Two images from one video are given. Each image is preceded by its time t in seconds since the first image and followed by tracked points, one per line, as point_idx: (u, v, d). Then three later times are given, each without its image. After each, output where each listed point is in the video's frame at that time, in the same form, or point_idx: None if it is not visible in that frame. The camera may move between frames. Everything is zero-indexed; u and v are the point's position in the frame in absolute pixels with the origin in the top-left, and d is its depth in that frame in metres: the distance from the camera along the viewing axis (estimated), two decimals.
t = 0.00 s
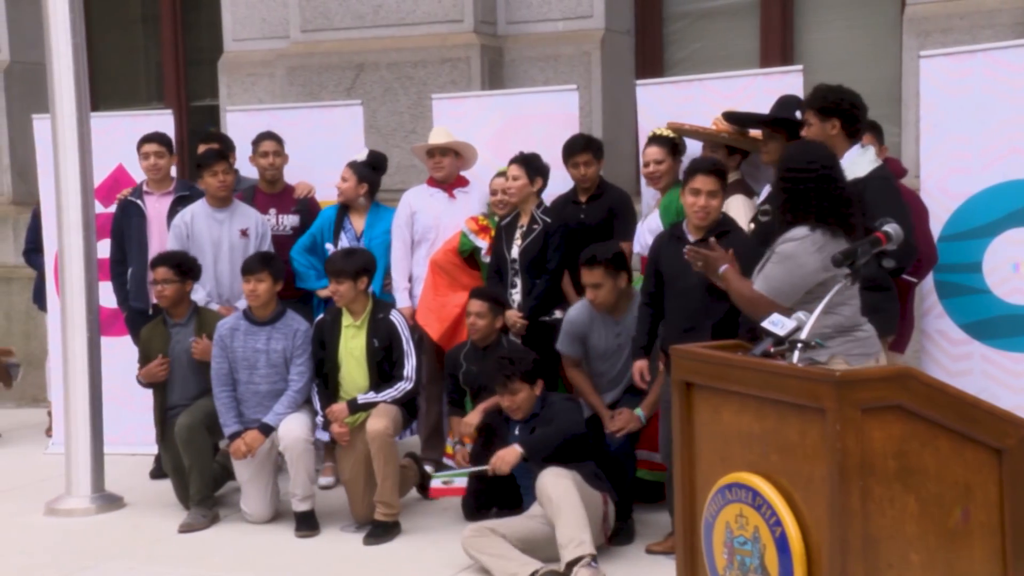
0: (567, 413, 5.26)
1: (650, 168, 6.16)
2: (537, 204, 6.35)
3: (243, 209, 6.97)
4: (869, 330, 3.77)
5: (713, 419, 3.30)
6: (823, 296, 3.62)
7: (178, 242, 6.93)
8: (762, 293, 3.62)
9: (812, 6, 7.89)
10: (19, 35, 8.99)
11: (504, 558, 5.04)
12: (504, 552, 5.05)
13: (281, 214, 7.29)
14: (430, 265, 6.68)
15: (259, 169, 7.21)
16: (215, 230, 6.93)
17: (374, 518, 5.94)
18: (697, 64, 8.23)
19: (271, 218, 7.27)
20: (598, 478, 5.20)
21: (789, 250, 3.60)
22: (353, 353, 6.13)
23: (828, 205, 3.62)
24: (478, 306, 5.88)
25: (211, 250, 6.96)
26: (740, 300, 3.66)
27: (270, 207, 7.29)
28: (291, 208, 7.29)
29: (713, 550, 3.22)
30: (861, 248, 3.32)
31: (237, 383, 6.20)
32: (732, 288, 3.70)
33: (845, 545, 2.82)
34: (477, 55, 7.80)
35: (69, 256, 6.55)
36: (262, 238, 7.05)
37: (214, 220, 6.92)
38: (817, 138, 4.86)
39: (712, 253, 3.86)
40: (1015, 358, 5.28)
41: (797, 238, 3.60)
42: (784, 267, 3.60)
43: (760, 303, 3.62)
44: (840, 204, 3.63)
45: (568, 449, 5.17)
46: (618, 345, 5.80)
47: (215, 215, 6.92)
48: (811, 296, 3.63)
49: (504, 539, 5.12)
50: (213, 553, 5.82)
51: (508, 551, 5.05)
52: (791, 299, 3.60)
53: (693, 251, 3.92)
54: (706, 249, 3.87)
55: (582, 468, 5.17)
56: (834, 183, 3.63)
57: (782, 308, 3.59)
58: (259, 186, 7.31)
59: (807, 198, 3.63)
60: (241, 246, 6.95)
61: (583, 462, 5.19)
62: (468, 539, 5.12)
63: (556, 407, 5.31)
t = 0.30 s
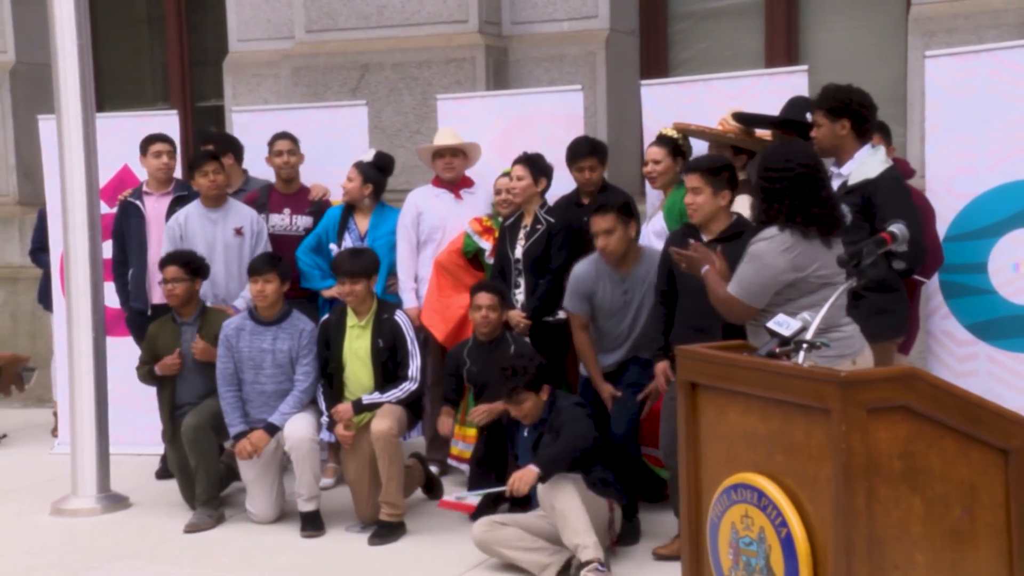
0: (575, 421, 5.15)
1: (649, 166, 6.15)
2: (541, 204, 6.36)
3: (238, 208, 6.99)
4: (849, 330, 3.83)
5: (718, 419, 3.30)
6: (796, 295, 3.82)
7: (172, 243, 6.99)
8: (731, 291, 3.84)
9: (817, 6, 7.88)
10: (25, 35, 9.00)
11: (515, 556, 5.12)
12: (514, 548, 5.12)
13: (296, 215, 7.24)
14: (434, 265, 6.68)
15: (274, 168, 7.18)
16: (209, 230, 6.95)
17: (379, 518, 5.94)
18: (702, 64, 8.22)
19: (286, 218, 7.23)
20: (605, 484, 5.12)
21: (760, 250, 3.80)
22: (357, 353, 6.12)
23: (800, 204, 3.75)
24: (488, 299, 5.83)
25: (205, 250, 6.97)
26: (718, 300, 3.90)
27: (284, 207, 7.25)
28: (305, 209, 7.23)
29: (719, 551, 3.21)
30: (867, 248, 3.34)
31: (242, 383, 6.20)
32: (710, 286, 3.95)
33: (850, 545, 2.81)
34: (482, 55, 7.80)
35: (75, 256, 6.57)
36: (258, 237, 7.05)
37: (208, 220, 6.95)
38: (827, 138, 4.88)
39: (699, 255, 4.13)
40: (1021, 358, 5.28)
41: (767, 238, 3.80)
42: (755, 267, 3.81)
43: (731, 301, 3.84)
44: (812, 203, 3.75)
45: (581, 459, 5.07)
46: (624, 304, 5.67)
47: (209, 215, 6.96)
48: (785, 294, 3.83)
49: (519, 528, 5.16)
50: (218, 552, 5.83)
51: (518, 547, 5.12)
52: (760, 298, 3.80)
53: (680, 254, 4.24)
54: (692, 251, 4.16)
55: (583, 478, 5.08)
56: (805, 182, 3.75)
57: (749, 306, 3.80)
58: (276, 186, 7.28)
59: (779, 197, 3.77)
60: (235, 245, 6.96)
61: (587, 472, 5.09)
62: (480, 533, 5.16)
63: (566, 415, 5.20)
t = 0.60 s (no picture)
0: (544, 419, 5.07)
1: (654, 165, 6.16)
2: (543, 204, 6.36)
3: (227, 207, 7.01)
4: (843, 334, 3.92)
5: (722, 419, 3.30)
6: (786, 296, 3.97)
7: (162, 249, 7.02)
8: (727, 287, 3.94)
9: (821, 6, 7.87)
10: (30, 36, 9.01)
11: (518, 568, 5.12)
12: (517, 557, 5.11)
13: (304, 214, 7.27)
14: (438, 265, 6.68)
15: (284, 167, 7.19)
16: (200, 232, 6.96)
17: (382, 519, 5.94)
18: (705, 65, 8.22)
19: (294, 217, 7.25)
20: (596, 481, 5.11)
21: (758, 246, 3.88)
22: (361, 354, 6.13)
23: (802, 202, 3.84)
24: (488, 284, 5.88)
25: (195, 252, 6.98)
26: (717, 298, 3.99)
27: (294, 206, 7.27)
28: (314, 208, 7.27)
29: (723, 551, 3.21)
30: (871, 248, 3.35)
31: (245, 384, 6.20)
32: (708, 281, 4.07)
33: (854, 545, 2.81)
34: (486, 56, 7.80)
35: (79, 257, 6.58)
36: (249, 234, 7.09)
37: (197, 222, 6.96)
38: (834, 139, 4.88)
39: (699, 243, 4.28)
40: None
41: (768, 235, 3.88)
42: (751, 264, 3.89)
43: (725, 298, 3.95)
44: (814, 203, 3.84)
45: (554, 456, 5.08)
46: (618, 267, 5.59)
47: (199, 216, 6.97)
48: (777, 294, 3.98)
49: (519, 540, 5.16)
50: (222, 552, 5.84)
51: (520, 556, 5.11)
52: (755, 296, 3.91)
53: (681, 239, 4.35)
54: (692, 239, 4.30)
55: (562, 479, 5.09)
56: (810, 181, 3.83)
57: (743, 303, 3.92)
58: (284, 187, 7.29)
59: (784, 194, 3.86)
60: (226, 245, 6.99)
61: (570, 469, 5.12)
62: (481, 547, 5.19)
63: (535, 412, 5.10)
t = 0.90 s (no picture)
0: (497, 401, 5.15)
1: (661, 169, 6.17)
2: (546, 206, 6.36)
3: (217, 208, 7.03)
4: (842, 341, 3.95)
5: (727, 420, 3.29)
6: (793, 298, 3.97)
7: (152, 258, 6.99)
8: (734, 284, 3.93)
9: (826, 7, 7.86)
10: (35, 37, 9.03)
11: None
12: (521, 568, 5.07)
13: (302, 214, 7.22)
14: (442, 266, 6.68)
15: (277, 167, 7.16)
16: (189, 234, 6.97)
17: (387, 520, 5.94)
18: (710, 66, 8.22)
19: (293, 218, 7.21)
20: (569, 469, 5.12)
21: (768, 245, 3.88)
22: (366, 355, 6.14)
23: (821, 203, 3.85)
24: (488, 274, 5.88)
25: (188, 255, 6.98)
26: (721, 294, 4.01)
27: (292, 208, 7.23)
28: (312, 207, 7.23)
29: (728, 553, 3.21)
30: (877, 249, 3.35)
31: (250, 386, 6.20)
32: (711, 276, 4.07)
33: (860, 547, 2.81)
34: (490, 57, 7.81)
35: (84, 259, 6.59)
36: (240, 234, 7.09)
37: (187, 226, 6.97)
38: (839, 143, 4.93)
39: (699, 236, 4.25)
40: None
41: (780, 236, 3.87)
42: (761, 262, 3.89)
43: (730, 294, 3.96)
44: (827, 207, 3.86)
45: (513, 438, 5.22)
46: (610, 253, 5.57)
47: (188, 220, 6.98)
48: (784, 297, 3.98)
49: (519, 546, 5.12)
50: (227, 554, 5.85)
51: (520, 568, 5.08)
52: (761, 295, 3.91)
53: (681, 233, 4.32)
54: (695, 233, 4.27)
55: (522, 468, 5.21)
56: (825, 183, 3.84)
57: (750, 302, 3.92)
58: (281, 189, 7.26)
59: (800, 195, 3.85)
60: (217, 246, 6.99)
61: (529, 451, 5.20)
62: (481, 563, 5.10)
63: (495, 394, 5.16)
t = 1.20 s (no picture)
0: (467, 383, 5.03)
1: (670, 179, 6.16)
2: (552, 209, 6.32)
3: (218, 212, 7.09)
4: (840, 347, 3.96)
5: (733, 423, 3.29)
6: (798, 303, 3.98)
7: (154, 264, 7.03)
8: (738, 287, 3.91)
9: (832, 10, 7.86)
10: (42, 41, 9.06)
11: None
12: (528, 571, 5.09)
13: (299, 217, 7.26)
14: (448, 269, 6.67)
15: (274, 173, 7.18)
16: (190, 237, 7.02)
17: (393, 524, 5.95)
18: (715, 69, 8.23)
19: (290, 222, 7.25)
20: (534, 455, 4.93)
21: (773, 248, 3.88)
22: (371, 360, 6.15)
23: (824, 204, 3.83)
24: (504, 280, 5.91)
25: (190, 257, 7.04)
26: (723, 300, 3.98)
27: (288, 212, 7.28)
28: (309, 211, 7.26)
29: (734, 556, 3.21)
30: (883, 253, 3.36)
31: (256, 391, 6.20)
32: (710, 280, 4.02)
33: (866, 551, 2.81)
34: (496, 61, 7.82)
35: (91, 263, 6.61)
36: (240, 237, 7.16)
37: (188, 229, 7.03)
38: (841, 148, 4.85)
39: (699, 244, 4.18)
40: None
41: (786, 240, 3.86)
42: (767, 266, 3.88)
43: (733, 297, 3.93)
44: (835, 210, 3.84)
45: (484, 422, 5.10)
46: (591, 252, 5.48)
47: (188, 223, 7.04)
48: (785, 303, 3.99)
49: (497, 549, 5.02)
50: (233, 557, 5.85)
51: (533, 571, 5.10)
52: (765, 298, 3.90)
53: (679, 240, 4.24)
54: (693, 241, 4.18)
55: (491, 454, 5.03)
56: (830, 185, 3.83)
57: (753, 306, 3.91)
58: (277, 193, 7.31)
59: (804, 196, 3.83)
60: (218, 249, 7.04)
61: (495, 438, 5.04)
62: None
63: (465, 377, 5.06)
